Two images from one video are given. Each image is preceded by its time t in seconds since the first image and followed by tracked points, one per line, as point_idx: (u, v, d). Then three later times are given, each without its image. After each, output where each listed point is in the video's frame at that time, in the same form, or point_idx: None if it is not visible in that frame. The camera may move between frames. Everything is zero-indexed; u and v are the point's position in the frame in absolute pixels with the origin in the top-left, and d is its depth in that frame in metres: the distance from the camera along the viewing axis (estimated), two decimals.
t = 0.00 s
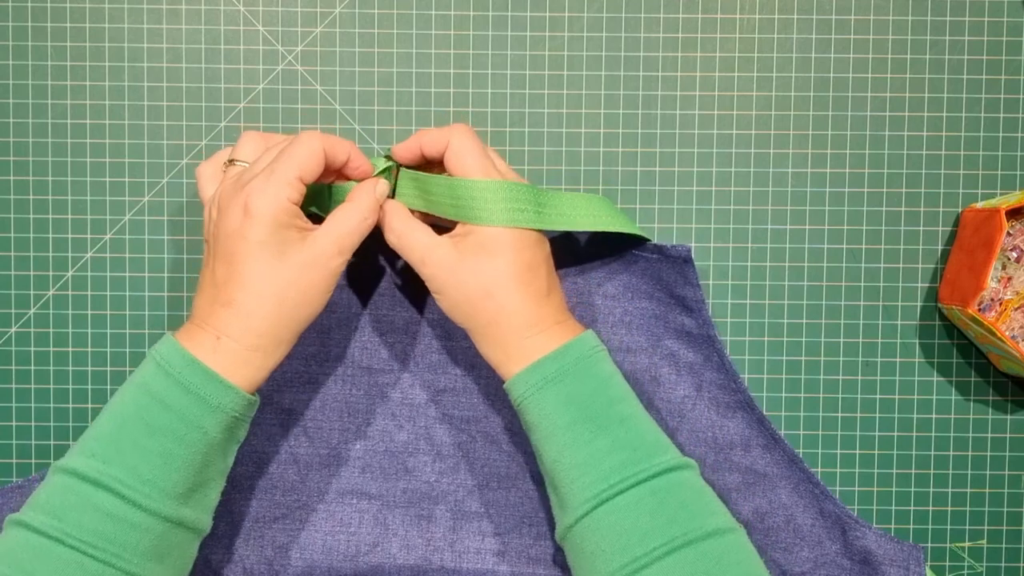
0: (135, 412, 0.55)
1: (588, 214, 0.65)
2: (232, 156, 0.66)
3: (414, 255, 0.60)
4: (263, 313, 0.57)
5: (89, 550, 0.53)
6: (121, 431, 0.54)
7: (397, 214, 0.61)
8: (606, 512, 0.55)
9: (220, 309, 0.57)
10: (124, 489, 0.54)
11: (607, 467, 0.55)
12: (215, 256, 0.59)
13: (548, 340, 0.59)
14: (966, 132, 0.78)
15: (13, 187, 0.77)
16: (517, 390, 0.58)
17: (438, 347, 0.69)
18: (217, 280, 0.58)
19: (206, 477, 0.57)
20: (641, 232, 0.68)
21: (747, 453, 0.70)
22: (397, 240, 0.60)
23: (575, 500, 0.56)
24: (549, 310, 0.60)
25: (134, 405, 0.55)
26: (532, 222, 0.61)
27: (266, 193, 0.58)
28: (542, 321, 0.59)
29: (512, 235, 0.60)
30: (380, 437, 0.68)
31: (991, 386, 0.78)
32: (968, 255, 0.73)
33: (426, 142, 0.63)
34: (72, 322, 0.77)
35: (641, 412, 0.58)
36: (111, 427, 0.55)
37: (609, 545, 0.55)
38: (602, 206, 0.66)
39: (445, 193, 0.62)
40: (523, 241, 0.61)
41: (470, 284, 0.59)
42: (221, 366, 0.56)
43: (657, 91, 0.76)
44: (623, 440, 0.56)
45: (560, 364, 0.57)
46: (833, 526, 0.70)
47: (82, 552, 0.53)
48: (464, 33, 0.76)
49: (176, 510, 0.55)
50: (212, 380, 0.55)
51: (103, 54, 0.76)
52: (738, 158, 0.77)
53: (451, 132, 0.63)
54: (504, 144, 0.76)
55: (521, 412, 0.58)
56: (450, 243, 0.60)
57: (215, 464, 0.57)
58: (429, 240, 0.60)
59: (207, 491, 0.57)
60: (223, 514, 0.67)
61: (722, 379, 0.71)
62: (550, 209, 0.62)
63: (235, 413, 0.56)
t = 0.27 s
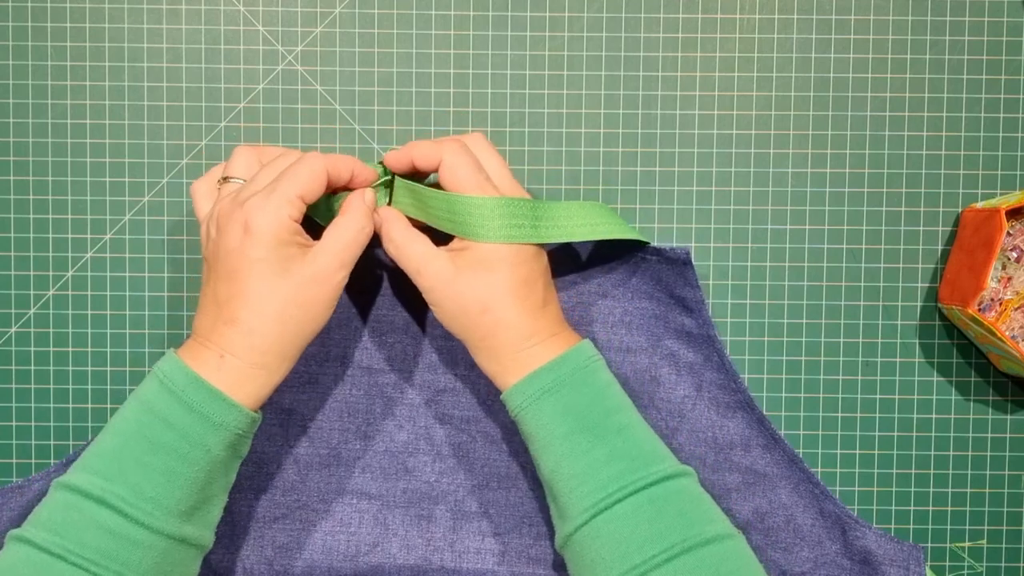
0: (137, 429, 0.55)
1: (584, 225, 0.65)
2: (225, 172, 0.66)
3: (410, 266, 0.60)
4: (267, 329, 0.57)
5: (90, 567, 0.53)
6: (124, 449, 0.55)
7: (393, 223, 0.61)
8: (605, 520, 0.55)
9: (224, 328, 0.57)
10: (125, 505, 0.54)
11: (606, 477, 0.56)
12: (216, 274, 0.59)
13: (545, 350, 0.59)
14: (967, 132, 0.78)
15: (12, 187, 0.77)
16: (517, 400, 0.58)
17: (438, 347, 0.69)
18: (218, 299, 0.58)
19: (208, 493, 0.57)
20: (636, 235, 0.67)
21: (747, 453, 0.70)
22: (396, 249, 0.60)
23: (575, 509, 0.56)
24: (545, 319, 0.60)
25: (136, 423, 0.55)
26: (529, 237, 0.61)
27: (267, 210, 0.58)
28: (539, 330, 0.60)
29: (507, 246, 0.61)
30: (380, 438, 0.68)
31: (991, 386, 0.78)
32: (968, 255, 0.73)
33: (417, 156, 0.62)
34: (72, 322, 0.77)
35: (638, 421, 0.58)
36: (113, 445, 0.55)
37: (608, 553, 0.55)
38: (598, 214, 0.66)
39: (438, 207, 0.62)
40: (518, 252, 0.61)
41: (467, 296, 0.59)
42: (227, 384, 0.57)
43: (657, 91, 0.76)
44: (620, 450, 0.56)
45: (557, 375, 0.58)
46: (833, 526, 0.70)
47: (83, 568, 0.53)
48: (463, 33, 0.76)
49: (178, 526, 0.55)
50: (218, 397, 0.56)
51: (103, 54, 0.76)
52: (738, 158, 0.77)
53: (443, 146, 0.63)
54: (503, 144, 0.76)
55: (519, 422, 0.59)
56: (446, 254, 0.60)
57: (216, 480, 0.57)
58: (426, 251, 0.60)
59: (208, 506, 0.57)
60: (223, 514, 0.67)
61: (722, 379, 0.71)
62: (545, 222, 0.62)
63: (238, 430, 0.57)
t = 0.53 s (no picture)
0: (133, 430, 0.55)
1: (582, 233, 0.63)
2: (224, 170, 0.66)
3: (406, 272, 0.60)
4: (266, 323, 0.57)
5: (90, 568, 0.53)
6: (120, 450, 0.54)
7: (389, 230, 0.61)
8: (605, 520, 0.55)
9: (224, 322, 0.57)
10: (124, 506, 0.53)
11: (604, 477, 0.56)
12: (217, 268, 0.59)
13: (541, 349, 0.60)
14: (966, 132, 0.78)
15: (12, 187, 0.77)
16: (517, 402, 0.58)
17: (438, 347, 0.69)
18: (218, 293, 0.58)
19: (206, 492, 0.57)
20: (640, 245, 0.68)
21: (747, 453, 0.70)
22: (392, 253, 0.61)
23: (574, 510, 0.56)
24: (542, 320, 0.61)
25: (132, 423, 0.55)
26: (524, 246, 0.61)
27: (269, 203, 0.58)
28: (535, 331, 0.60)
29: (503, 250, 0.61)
30: (380, 438, 0.68)
31: (991, 386, 0.78)
32: (968, 255, 0.73)
33: (413, 160, 0.62)
34: (72, 322, 0.77)
35: (635, 421, 0.58)
36: (109, 446, 0.55)
37: (608, 553, 0.55)
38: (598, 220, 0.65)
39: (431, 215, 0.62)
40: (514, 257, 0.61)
41: (462, 303, 0.59)
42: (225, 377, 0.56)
43: (658, 91, 0.76)
44: (618, 450, 0.57)
45: (554, 376, 0.58)
46: (833, 526, 0.70)
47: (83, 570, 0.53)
48: (464, 34, 0.76)
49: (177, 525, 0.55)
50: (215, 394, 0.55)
51: (103, 54, 0.76)
52: (738, 158, 0.77)
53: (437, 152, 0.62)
54: (503, 145, 0.76)
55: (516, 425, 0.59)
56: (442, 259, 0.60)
57: (215, 479, 0.57)
58: (423, 258, 0.60)
59: (207, 505, 0.57)
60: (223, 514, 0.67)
61: (722, 379, 0.71)
62: (541, 232, 0.61)
63: (235, 429, 0.56)
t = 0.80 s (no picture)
0: (135, 431, 0.55)
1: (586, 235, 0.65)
2: (226, 167, 0.66)
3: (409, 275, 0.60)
4: (266, 322, 0.57)
5: (89, 568, 0.53)
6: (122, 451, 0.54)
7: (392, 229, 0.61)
8: (604, 521, 0.55)
9: (224, 321, 0.57)
10: (126, 507, 0.54)
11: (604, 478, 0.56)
12: (217, 268, 0.59)
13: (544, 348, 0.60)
14: (967, 132, 0.77)
15: (12, 187, 0.77)
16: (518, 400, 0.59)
17: (438, 347, 0.69)
18: (218, 293, 0.58)
19: (208, 492, 0.57)
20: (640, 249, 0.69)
21: (747, 453, 0.70)
22: (395, 255, 0.61)
23: (574, 510, 0.56)
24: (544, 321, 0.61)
25: (134, 425, 0.55)
26: (524, 255, 0.61)
27: (269, 203, 0.58)
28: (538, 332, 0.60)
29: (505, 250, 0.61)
30: (380, 437, 0.68)
31: (991, 386, 0.78)
32: (968, 255, 0.73)
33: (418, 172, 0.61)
34: (72, 322, 0.77)
35: (635, 422, 0.58)
36: (111, 448, 0.55)
37: (608, 553, 0.55)
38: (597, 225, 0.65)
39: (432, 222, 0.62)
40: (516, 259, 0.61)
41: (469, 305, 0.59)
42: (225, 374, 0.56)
43: (657, 91, 0.76)
44: (617, 451, 0.57)
45: (554, 376, 0.58)
46: (833, 526, 0.70)
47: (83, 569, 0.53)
48: (464, 34, 0.76)
49: (180, 525, 0.55)
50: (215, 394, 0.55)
51: (103, 54, 0.76)
52: (738, 158, 0.77)
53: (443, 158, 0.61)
54: (503, 145, 0.76)
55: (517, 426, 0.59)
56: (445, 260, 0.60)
57: (217, 479, 0.57)
58: (427, 261, 0.60)
59: (211, 505, 0.58)
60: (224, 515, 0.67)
61: (722, 379, 0.71)
62: (541, 239, 0.61)
63: (237, 429, 0.56)
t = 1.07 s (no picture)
0: (77, 394, 0.53)
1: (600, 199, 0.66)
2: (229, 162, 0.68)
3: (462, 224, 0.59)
4: (206, 282, 0.56)
5: (45, 535, 0.51)
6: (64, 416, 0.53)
7: (428, 185, 0.59)
8: (648, 468, 0.54)
9: (159, 270, 0.57)
10: (75, 468, 0.52)
11: (652, 425, 0.54)
12: (174, 222, 0.59)
13: (595, 292, 0.59)
14: (967, 132, 0.78)
15: (12, 187, 0.77)
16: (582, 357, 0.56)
17: (438, 347, 0.69)
18: (164, 244, 0.58)
19: (158, 451, 0.55)
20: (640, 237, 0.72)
21: (747, 454, 0.70)
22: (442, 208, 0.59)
23: (614, 457, 0.55)
24: (588, 263, 0.60)
25: (75, 390, 0.53)
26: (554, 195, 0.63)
27: (234, 167, 0.59)
28: (587, 275, 0.59)
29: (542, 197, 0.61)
30: (380, 437, 0.68)
31: (991, 386, 0.78)
32: (968, 255, 0.73)
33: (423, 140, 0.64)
34: (72, 322, 0.77)
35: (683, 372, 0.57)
36: (54, 415, 0.53)
37: (646, 504, 0.53)
38: (605, 199, 0.68)
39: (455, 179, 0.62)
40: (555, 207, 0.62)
41: (521, 251, 0.58)
42: (155, 327, 0.55)
43: (657, 91, 0.76)
44: (668, 398, 0.55)
45: (611, 317, 0.56)
46: (833, 527, 0.70)
47: (42, 539, 0.51)
48: (464, 34, 0.76)
49: (131, 484, 0.54)
50: (159, 354, 0.54)
51: (103, 54, 0.76)
52: (738, 158, 0.77)
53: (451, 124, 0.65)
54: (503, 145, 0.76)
55: (566, 362, 0.57)
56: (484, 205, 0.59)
57: (166, 437, 0.56)
58: (477, 210, 0.58)
59: (163, 466, 0.56)
60: (224, 515, 0.67)
61: (721, 382, 0.71)
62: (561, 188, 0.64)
63: (166, 375, 0.55)
